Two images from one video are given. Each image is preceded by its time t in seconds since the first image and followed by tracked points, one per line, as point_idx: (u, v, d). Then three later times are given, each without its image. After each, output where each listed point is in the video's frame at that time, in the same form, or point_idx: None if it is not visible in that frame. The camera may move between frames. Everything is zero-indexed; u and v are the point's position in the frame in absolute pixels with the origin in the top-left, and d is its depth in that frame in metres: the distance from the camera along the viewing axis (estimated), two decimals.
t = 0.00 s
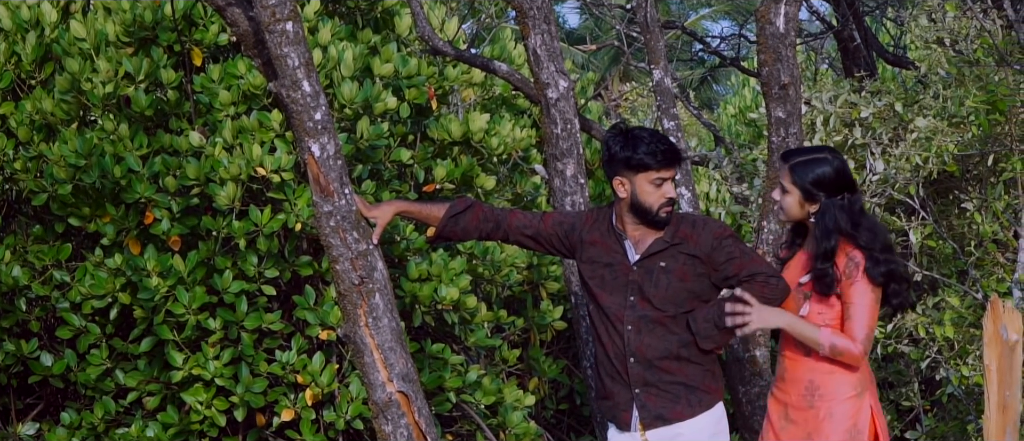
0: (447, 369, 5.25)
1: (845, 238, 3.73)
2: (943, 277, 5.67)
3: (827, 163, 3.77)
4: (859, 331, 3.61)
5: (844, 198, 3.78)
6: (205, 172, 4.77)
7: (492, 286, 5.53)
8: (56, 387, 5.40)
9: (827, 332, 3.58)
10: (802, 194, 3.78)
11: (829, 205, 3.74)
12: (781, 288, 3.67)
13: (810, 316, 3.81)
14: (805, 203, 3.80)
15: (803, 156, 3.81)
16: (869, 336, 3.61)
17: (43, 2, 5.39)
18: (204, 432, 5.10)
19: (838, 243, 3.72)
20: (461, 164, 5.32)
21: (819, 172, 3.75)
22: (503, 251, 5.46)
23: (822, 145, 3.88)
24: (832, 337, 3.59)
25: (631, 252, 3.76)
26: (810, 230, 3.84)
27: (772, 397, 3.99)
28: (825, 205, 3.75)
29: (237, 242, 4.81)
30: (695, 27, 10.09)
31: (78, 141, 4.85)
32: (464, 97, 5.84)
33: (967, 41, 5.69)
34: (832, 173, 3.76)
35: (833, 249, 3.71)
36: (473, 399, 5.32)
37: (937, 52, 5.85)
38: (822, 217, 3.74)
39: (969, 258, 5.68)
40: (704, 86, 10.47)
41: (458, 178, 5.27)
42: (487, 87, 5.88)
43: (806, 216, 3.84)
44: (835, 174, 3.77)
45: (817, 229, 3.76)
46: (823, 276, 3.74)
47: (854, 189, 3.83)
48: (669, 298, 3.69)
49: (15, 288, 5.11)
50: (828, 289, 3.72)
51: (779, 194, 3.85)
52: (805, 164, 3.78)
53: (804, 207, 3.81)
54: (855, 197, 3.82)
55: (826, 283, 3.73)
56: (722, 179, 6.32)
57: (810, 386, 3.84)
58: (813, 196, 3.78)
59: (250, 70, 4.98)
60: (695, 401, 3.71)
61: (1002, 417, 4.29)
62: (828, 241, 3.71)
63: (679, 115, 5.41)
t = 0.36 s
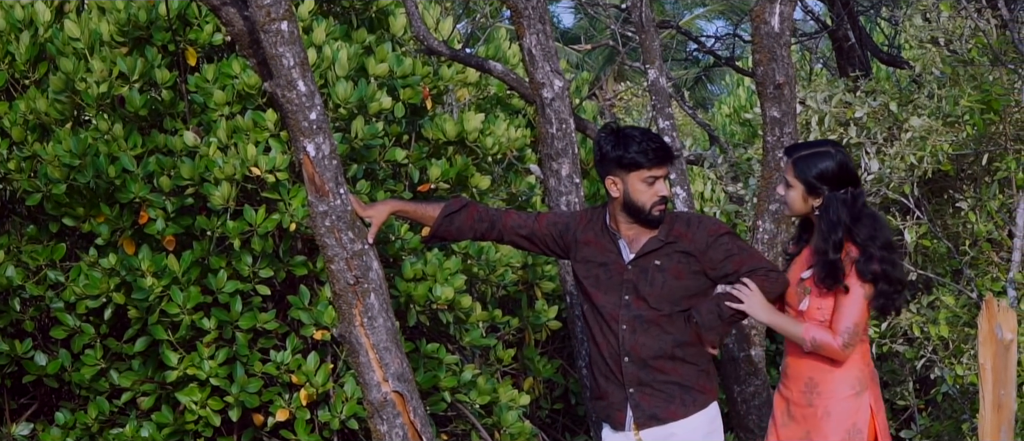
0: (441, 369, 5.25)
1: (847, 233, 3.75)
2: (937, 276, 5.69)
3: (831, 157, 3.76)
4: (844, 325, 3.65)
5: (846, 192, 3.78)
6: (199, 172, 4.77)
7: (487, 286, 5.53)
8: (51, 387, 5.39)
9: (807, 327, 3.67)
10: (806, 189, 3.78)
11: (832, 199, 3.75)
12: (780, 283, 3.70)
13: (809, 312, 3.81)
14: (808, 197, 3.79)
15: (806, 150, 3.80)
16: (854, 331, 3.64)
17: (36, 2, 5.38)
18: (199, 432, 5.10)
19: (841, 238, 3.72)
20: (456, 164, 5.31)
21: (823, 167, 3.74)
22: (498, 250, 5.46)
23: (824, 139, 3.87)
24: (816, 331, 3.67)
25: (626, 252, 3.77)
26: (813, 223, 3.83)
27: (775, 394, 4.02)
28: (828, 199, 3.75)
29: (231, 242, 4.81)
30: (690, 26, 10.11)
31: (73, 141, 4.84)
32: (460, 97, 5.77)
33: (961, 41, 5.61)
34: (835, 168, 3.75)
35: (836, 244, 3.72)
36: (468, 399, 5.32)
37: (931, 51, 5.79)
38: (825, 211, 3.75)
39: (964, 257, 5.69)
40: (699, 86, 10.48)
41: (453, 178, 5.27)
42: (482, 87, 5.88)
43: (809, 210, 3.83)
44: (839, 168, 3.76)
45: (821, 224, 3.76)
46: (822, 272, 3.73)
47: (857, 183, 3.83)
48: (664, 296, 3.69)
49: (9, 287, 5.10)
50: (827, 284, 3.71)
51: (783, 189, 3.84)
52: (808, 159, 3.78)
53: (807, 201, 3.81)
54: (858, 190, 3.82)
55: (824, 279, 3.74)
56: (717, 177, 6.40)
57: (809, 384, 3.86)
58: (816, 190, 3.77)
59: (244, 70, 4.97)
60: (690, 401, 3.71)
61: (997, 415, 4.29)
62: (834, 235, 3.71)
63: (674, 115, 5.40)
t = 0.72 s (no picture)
0: (430, 368, 5.25)
1: (840, 232, 3.76)
2: (926, 275, 5.68)
3: (826, 155, 3.79)
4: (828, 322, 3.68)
5: (841, 191, 3.79)
6: (188, 172, 4.76)
7: (475, 285, 5.53)
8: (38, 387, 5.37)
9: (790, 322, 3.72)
10: (799, 185, 3.82)
11: (826, 197, 3.77)
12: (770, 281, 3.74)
13: (804, 309, 3.85)
14: (802, 194, 3.82)
15: (803, 146, 3.84)
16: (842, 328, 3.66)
17: (24, 1, 5.37)
18: (187, 431, 5.09)
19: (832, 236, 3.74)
20: (445, 164, 5.31)
21: (817, 164, 3.78)
22: (487, 250, 5.47)
23: (825, 137, 3.91)
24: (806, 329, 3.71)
25: (616, 251, 3.78)
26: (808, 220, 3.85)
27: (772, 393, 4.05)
28: (822, 197, 3.78)
29: (220, 241, 4.80)
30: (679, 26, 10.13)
31: (61, 140, 4.83)
32: (448, 96, 5.76)
33: (950, 41, 5.60)
34: (830, 165, 3.78)
35: (828, 242, 3.74)
36: (456, 398, 5.32)
37: (920, 50, 5.80)
38: (818, 208, 3.77)
39: (952, 257, 5.71)
40: (688, 86, 10.50)
41: (442, 177, 5.26)
42: (471, 87, 5.88)
43: (803, 207, 3.86)
44: (834, 166, 3.78)
45: (815, 222, 3.78)
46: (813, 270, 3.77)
47: (854, 182, 3.84)
48: (654, 296, 3.71)
49: None
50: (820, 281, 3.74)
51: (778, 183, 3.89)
52: (804, 155, 3.81)
53: (802, 198, 3.84)
54: (854, 190, 3.83)
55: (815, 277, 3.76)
56: (706, 177, 6.42)
57: (804, 383, 3.88)
58: (811, 187, 3.80)
59: (233, 69, 4.96)
60: (679, 399, 3.74)
61: (985, 415, 4.33)
62: (823, 233, 3.74)
63: (663, 114, 5.42)
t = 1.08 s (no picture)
0: (413, 368, 5.25)
1: (825, 228, 3.80)
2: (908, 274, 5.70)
3: (813, 151, 3.80)
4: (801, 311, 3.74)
5: (828, 186, 3.82)
6: (170, 171, 4.74)
7: (458, 284, 5.54)
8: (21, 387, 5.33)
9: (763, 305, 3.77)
10: (787, 182, 3.82)
11: (813, 194, 3.80)
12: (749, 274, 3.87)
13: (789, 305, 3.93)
14: (790, 191, 3.84)
15: (788, 143, 3.84)
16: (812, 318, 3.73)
17: None
18: (170, 431, 5.07)
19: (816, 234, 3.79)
20: (427, 163, 5.30)
21: (803, 161, 3.78)
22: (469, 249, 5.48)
23: (810, 131, 3.91)
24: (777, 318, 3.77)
25: (598, 246, 3.81)
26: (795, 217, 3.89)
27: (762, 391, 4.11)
28: (809, 194, 3.80)
29: (202, 241, 4.79)
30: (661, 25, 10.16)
31: (43, 140, 4.82)
32: (430, 95, 5.80)
33: (932, 38, 5.64)
34: (817, 162, 3.79)
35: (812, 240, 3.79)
36: (439, 397, 5.32)
37: (903, 49, 5.83)
38: (804, 205, 3.80)
39: (935, 255, 5.73)
40: (671, 84, 10.52)
41: (424, 177, 5.27)
42: (453, 86, 5.88)
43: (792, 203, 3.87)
44: (820, 162, 3.80)
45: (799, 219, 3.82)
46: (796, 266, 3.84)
47: (840, 176, 3.86)
48: (638, 289, 3.76)
49: None
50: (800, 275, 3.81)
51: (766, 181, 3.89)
52: (790, 152, 3.82)
53: (789, 195, 3.85)
54: (841, 185, 3.86)
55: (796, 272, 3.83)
56: (689, 176, 6.43)
57: (793, 381, 3.94)
58: (797, 184, 3.82)
59: (215, 68, 4.95)
60: (665, 397, 3.78)
61: (968, 413, 4.37)
62: (807, 231, 3.78)
63: (645, 113, 5.44)
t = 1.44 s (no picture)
0: (397, 366, 5.26)
1: (810, 225, 3.89)
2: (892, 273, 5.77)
3: (798, 150, 3.86)
4: (768, 296, 3.91)
5: (814, 183, 3.88)
6: (154, 170, 4.73)
7: (442, 283, 5.54)
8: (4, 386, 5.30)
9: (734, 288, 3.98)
10: (774, 183, 3.89)
11: (800, 192, 3.87)
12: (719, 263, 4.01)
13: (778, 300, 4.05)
14: (778, 191, 3.90)
15: (773, 143, 3.90)
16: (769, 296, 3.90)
17: None
18: (154, 430, 5.06)
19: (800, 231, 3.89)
20: (411, 162, 5.30)
21: (789, 161, 3.84)
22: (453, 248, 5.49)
23: (796, 129, 3.97)
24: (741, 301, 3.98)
25: (586, 241, 3.83)
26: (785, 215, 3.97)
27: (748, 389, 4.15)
28: (796, 192, 3.87)
29: (186, 239, 4.78)
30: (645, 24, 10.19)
31: (26, 138, 4.76)
32: (414, 94, 5.74)
33: (916, 37, 5.76)
34: (803, 160, 3.85)
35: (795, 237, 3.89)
36: (423, 396, 5.32)
37: (886, 48, 5.96)
38: (792, 204, 3.87)
39: (919, 254, 5.74)
40: (654, 83, 10.55)
41: (408, 176, 5.25)
42: (438, 84, 5.89)
43: (782, 202, 3.94)
44: (806, 160, 3.86)
45: (786, 217, 3.90)
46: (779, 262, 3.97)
47: (827, 171, 3.92)
48: (627, 283, 3.83)
49: None
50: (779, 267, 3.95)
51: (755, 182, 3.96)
52: (776, 152, 3.88)
53: (778, 195, 3.92)
54: (827, 181, 3.92)
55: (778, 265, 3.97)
56: (672, 175, 6.45)
57: (777, 380, 3.97)
58: (784, 183, 3.88)
59: (199, 67, 4.94)
60: (653, 394, 3.85)
61: (953, 411, 4.43)
62: (793, 228, 3.88)
63: (629, 112, 5.43)
